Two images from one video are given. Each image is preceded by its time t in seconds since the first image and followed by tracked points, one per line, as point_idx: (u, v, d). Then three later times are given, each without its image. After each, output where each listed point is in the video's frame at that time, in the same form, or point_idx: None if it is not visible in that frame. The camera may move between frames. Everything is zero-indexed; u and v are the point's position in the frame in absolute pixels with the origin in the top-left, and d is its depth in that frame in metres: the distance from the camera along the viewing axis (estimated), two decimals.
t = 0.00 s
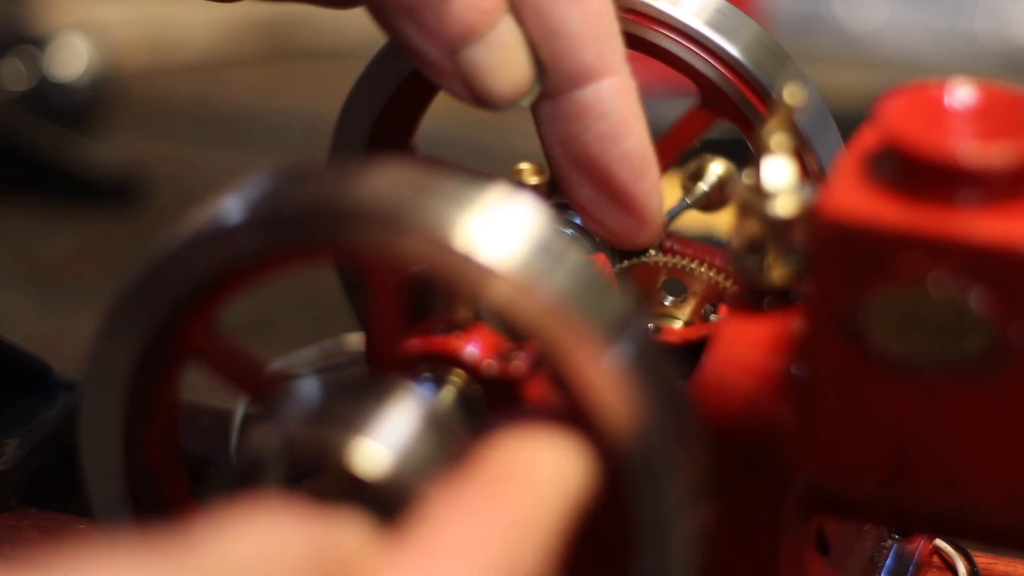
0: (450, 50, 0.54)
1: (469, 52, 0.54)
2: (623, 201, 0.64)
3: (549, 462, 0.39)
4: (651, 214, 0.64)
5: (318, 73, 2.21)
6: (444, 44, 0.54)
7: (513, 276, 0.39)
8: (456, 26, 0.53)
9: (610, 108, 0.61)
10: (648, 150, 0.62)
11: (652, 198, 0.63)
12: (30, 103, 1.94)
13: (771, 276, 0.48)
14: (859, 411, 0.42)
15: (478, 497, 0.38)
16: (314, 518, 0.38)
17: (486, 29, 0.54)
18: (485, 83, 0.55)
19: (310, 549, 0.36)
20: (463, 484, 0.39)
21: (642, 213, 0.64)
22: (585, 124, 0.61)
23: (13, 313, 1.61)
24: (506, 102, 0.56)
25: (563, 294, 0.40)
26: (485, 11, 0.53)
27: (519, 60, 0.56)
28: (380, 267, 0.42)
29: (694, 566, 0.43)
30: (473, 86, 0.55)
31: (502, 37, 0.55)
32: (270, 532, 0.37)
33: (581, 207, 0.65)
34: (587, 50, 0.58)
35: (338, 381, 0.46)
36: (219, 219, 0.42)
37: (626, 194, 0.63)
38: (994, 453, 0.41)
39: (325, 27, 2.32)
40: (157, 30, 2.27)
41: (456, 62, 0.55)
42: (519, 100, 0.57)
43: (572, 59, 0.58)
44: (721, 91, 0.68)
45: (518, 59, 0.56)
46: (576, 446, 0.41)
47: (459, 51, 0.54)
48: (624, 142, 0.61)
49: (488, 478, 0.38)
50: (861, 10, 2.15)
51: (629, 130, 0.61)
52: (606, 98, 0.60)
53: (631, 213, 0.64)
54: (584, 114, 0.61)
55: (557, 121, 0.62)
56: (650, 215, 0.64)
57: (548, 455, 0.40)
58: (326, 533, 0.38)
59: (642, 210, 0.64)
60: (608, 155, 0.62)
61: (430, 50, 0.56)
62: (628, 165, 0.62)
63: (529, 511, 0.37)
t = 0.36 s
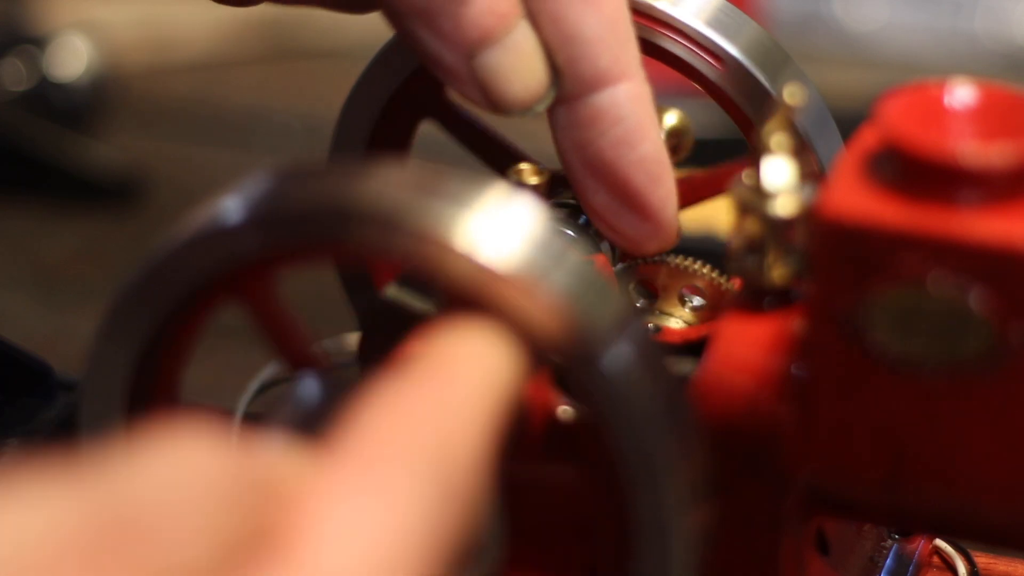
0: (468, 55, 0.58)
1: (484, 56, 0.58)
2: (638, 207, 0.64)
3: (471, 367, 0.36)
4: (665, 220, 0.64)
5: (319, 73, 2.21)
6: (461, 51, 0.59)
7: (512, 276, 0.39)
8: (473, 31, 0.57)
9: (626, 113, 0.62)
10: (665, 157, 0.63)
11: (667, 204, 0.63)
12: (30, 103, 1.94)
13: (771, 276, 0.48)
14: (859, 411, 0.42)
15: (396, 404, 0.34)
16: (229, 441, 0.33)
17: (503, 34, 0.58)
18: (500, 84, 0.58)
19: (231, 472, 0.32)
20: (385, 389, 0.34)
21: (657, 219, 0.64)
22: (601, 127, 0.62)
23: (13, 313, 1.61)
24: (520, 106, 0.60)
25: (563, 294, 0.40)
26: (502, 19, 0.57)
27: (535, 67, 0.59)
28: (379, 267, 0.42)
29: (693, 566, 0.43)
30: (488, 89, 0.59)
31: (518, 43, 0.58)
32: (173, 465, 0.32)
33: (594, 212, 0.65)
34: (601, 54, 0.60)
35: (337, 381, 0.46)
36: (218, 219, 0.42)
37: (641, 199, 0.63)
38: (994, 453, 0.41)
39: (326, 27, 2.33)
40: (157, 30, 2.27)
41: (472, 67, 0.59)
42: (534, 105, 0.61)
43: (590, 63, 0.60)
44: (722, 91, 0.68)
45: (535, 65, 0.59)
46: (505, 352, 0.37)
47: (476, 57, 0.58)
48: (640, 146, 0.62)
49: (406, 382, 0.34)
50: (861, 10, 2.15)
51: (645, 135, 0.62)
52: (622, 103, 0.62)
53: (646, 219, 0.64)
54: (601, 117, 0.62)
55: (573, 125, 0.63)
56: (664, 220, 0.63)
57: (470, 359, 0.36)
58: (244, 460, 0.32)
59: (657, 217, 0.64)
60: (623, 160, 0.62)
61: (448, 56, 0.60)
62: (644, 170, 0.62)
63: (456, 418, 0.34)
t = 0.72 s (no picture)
0: (450, 50, 0.58)
1: (466, 50, 0.57)
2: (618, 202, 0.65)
3: (329, 302, 0.38)
4: (645, 214, 0.65)
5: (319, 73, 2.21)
6: (442, 44, 0.58)
7: (512, 276, 0.39)
8: (455, 25, 0.57)
9: (608, 109, 0.62)
10: (643, 151, 0.64)
11: (646, 198, 0.65)
12: (30, 103, 1.94)
13: (771, 276, 0.48)
14: (859, 411, 0.42)
15: (271, 342, 0.37)
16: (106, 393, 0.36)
17: (486, 28, 0.57)
18: (481, 79, 0.58)
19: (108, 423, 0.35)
20: (247, 332, 0.37)
21: (637, 214, 0.65)
22: (584, 124, 0.62)
23: (13, 313, 1.61)
24: (500, 100, 0.59)
25: (562, 294, 0.40)
26: (484, 12, 0.57)
27: (516, 62, 0.59)
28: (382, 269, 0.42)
29: (693, 566, 0.43)
30: (468, 83, 0.58)
31: (500, 38, 0.58)
32: (49, 426, 0.34)
33: (574, 207, 0.65)
34: (586, 50, 0.60)
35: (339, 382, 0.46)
36: (219, 218, 0.42)
37: (621, 195, 0.64)
38: (994, 453, 0.41)
39: (326, 27, 2.33)
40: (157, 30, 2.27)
41: (453, 61, 0.58)
42: (514, 100, 0.60)
43: (572, 59, 0.60)
44: (722, 91, 0.68)
45: (516, 60, 0.59)
46: (366, 287, 0.40)
47: (457, 51, 0.58)
48: (621, 143, 0.63)
49: (272, 324, 0.37)
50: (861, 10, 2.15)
51: (625, 131, 0.63)
52: (604, 99, 0.62)
53: (626, 214, 0.65)
54: (582, 114, 0.62)
55: (554, 121, 0.63)
56: (644, 214, 0.65)
57: (330, 296, 0.38)
58: (123, 416, 0.35)
59: (636, 211, 0.65)
60: (604, 156, 0.63)
61: (428, 49, 0.59)
62: (625, 166, 0.64)
63: (329, 351, 0.37)
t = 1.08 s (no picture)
0: (473, 20, 0.56)
1: (492, 20, 0.56)
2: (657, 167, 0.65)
3: (280, 305, 0.40)
4: (684, 179, 0.65)
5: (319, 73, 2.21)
6: (467, 13, 0.56)
7: (512, 276, 0.39)
8: None
9: (641, 78, 0.61)
10: (681, 118, 0.64)
11: (685, 164, 0.65)
12: (30, 103, 1.94)
13: (771, 276, 0.48)
14: (859, 411, 0.42)
15: (221, 344, 0.39)
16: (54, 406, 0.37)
17: None
18: (508, 48, 0.57)
19: (57, 431, 0.37)
20: (200, 333, 0.39)
21: (676, 178, 0.65)
22: (617, 93, 0.62)
23: (13, 313, 1.61)
24: (527, 67, 0.58)
25: (563, 293, 0.40)
26: None
27: (541, 28, 0.58)
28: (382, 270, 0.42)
29: (693, 566, 0.43)
30: (496, 52, 0.57)
31: (526, 5, 0.57)
32: (10, 428, 0.36)
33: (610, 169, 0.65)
34: (616, 18, 0.59)
35: (340, 382, 0.46)
36: (218, 219, 0.42)
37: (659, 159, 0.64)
38: (993, 453, 0.41)
39: (326, 27, 2.33)
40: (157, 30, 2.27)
41: (479, 31, 0.57)
42: (541, 65, 0.59)
43: (601, 29, 0.60)
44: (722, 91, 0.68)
45: (542, 27, 0.58)
46: (316, 286, 0.41)
47: (483, 20, 0.56)
48: (657, 112, 0.62)
49: (223, 324, 0.39)
50: (861, 10, 2.15)
51: (661, 100, 0.62)
52: (637, 68, 0.61)
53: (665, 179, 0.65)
54: (616, 83, 0.61)
55: (588, 90, 0.63)
56: (683, 179, 0.65)
57: (280, 295, 0.40)
58: (66, 426, 0.37)
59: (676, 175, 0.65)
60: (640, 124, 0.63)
61: (453, 20, 0.57)
62: (662, 134, 0.63)
63: (276, 350, 0.39)
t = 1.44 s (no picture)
0: (485, 61, 0.59)
1: (503, 62, 0.58)
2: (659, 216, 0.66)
3: (250, 315, 0.41)
4: (685, 230, 0.66)
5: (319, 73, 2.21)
6: (479, 55, 0.59)
7: (512, 276, 0.39)
8: (492, 37, 0.58)
9: (648, 129, 0.64)
10: (685, 172, 0.66)
11: (686, 215, 0.66)
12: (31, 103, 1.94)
13: (771, 276, 0.48)
14: (859, 411, 0.42)
15: (192, 355, 0.39)
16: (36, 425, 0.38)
17: (522, 39, 0.59)
18: (517, 89, 0.59)
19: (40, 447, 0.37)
20: (170, 346, 0.40)
21: (677, 230, 0.66)
22: (624, 141, 0.64)
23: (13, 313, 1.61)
24: (535, 108, 0.60)
25: (563, 294, 0.40)
26: (519, 24, 0.58)
27: (551, 71, 0.60)
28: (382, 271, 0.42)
29: (693, 566, 0.43)
30: (504, 93, 0.59)
31: (537, 49, 0.59)
32: None
33: (617, 221, 0.67)
34: (626, 69, 0.61)
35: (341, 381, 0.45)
36: (219, 219, 0.42)
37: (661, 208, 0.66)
38: (993, 453, 0.41)
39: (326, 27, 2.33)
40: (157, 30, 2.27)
41: (490, 71, 0.59)
42: (550, 107, 0.61)
43: (614, 77, 0.62)
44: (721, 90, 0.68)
45: (551, 69, 0.60)
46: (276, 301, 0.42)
47: (494, 62, 0.59)
48: (661, 162, 0.65)
49: (192, 337, 0.40)
50: (860, 10, 2.15)
51: (666, 152, 0.65)
52: (645, 119, 0.64)
53: (666, 228, 0.66)
54: (624, 131, 0.64)
55: (596, 136, 0.65)
56: (685, 231, 0.66)
57: (249, 307, 0.41)
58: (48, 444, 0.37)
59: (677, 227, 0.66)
60: (644, 172, 0.65)
61: (466, 62, 0.60)
62: (665, 184, 0.65)
63: (247, 357, 0.40)
